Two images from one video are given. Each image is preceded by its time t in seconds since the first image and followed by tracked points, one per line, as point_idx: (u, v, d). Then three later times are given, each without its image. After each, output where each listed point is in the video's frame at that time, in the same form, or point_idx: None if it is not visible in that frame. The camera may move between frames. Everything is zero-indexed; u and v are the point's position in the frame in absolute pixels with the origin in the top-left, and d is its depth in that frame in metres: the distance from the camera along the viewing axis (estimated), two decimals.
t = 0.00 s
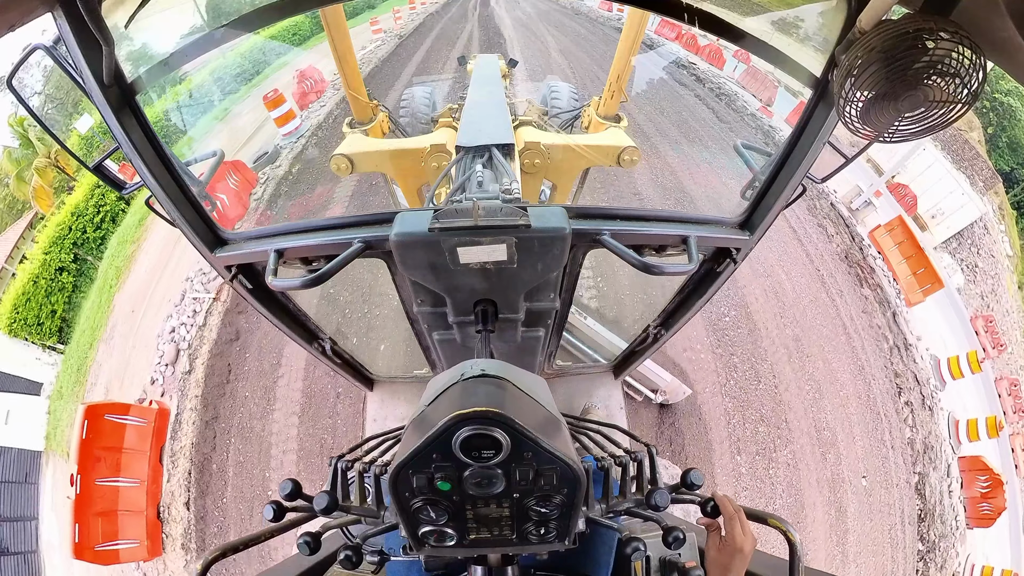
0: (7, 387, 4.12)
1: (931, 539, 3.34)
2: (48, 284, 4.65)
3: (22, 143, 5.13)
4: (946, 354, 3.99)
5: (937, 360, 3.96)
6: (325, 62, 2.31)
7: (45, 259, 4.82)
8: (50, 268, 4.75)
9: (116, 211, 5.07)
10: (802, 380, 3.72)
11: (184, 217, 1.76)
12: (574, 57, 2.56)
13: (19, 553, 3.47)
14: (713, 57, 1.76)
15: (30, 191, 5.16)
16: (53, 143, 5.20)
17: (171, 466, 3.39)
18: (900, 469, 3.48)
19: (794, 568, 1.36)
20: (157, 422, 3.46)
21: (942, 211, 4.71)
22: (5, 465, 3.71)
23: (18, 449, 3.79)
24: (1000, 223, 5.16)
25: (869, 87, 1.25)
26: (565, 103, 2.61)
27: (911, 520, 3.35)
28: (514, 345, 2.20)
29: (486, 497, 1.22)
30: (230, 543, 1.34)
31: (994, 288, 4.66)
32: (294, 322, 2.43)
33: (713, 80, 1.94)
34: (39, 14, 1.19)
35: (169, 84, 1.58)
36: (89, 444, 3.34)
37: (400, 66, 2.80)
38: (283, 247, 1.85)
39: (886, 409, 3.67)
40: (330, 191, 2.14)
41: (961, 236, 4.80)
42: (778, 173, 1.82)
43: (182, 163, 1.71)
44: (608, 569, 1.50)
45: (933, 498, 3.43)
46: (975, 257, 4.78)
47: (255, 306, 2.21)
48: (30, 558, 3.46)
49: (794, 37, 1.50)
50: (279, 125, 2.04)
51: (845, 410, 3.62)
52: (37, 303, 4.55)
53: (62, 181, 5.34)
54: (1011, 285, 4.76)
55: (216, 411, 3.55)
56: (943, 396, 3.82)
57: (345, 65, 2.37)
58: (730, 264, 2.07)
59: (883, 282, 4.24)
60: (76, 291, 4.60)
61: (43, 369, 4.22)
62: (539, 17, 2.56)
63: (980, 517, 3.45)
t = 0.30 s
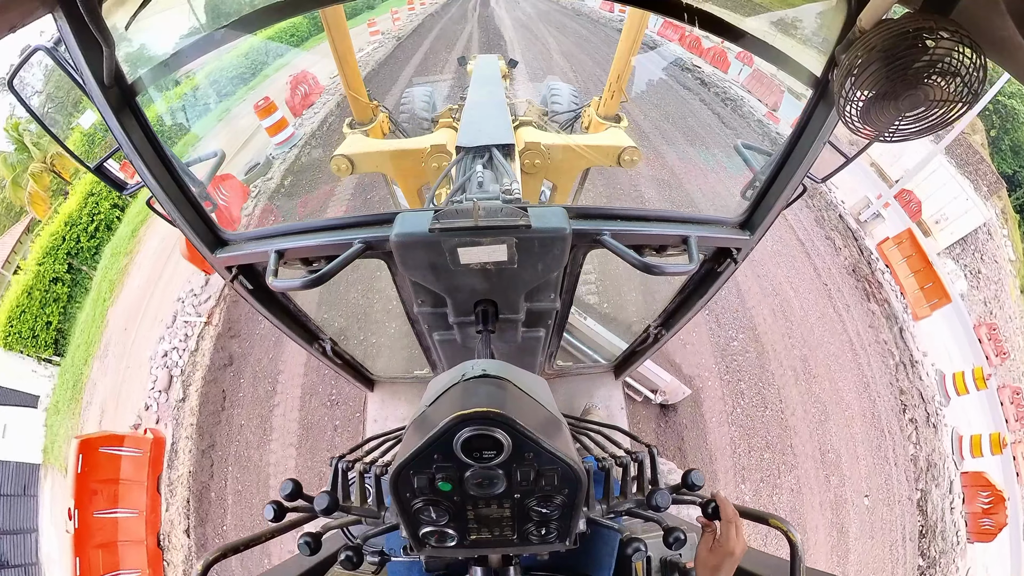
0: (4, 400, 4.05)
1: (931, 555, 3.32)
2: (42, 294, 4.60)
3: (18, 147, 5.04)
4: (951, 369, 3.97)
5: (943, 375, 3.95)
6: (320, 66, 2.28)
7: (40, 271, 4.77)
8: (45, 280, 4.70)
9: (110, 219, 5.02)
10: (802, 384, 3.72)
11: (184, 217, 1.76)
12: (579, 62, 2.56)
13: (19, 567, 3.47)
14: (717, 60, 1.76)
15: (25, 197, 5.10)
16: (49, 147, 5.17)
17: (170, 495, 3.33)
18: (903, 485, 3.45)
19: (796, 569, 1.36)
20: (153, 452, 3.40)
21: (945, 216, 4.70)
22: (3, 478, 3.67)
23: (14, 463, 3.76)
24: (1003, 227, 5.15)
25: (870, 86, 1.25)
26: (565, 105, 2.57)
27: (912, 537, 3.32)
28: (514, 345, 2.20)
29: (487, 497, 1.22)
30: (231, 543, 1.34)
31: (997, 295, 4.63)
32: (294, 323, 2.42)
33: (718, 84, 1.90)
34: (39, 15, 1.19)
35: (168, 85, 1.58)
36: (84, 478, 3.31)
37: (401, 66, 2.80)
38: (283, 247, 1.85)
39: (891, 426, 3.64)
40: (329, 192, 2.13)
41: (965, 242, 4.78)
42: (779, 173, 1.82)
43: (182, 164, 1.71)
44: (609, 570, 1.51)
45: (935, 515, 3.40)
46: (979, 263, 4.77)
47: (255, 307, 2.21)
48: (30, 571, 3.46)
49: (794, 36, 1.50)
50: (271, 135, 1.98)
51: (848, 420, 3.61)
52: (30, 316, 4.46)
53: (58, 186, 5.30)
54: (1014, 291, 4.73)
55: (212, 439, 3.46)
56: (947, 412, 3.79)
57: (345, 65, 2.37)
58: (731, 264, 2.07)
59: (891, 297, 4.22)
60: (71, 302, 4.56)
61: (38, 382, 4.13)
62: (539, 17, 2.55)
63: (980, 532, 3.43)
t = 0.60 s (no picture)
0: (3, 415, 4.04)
1: (932, 570, 3.30)
2: (38, 306, 4.59)
3: (13, 154, 5.10)
4: (956, 385, 3.90)
5: (947, 391, 3.87)
6: (313, 71, 2.23)
7: (33, 282, 4.74)
8: (39, 291, 4.68)
9: (105, 227, 5.01)
10: (802, 385, 3.73)
11: (185, 218, 1.77)
12: (579, 61, 2.53)
13: None
14: (723, 63, 1.75)
15: (21, 203, 5.15)
16: (44, 152, 5.21)
17: (170, 523, 3.30)
18: (905, 501, 3.42)
19: (797, 569, 1.36)
20: (150, 481, 3.34)
21: (949, 222, 4.73)
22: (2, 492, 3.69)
23: (14, 476, 3.76)
24: (1006, 230, 5.15)
25: (870, 85, 1.25)
26: (567, 103, 2.59)
27: (913, 553, 3.30)
28: (515, 345, 2.20)
29: (488, 497, 1.22)
30: (233, 543, 1.34)
31: (1000, 300, 4.61)
32: (295, 323, 2.43)
33: (725, 88, 1.93)
34: (41, 17, 1.19)
35: (168, 87, 1.58)
36: (81, 512, 3.23)
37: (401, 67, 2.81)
38: (284, 248, 1.86)
39: (894, 441, 3.60)
40: (330, 195, 2.09)
41: (969, 247, 4.79)
42: (780, 172, 1.82)
43: (183, 165, 1.71)
44: (609, 570, 1.50)
45: (936, 531, 3.38)
46: (982, 267, 4.76)
47: (258, 308, 2.22)
48: None
49: (794, 36, 1.50)
50: (263, 144, 1.94)
51: (850, 431, 3.58)
52: (25, 329, 4.44)
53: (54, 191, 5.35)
54: (1018, 296, 4.70)
55: (210, 468, 3.42)
56: (950, 426, 3.75)
57: (346, 66, 2.41)
58: (732, 263, 2.07)
59: (897, 311, 4.13)
60: (66, 313, 4.54)
61: (36, 395, 4.10)
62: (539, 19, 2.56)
63: (981, 547, 3.41)
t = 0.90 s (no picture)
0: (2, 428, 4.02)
1: None
2: (32, 318, 4.54)
3: (8, 158, 5.14)
4: (961, 400, 3.84)
5: (952, 408, 3.81)
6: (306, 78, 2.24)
7: (27, 293, 4.71)
8: (34, 301, 4.66)
9: (99, 236, 4.99)
10: (802, 388, 3.73)
11: (185, 219, 1.77)
12: (582, 64, 2.54)
13: None
14: (728, 68, 1.78)
15: (17, 208, 5.16)
16: (40, 157, 5.27)
17: (170, 551, 3.26)
18: (907, 518, 3.39)
19: (799, 569, 1.36)
20: (149, 510, 3.30)
21: (953, 227, 4.73)
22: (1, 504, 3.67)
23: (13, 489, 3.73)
24: (1009, 234, 5.14)
25: (870, 84, 1.24)
26: (566, 105, 2.52)
27: (915, 569, 3.29)
28: (516, 345, 2.20)
29: (489, 498, 1.22)
30: (234, 544, 1.34)
31: (1003, 305, 4.60)
32: (296, 324, 2.43)
33: (731, 92, 1.94)
34: (41, 19, 1.19)
35: (169, 87, 1.58)
36: (83, 544, 3.27)
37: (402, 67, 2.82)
38: (285, 249, 1.86)
39: (897, 459, 3.56)
40: (331, 190, 2.16)
41: (973, 253, 4.79)
42: (780, 172, 1.81)
43: (183, 165, 1.71)
44: (611, 570, 1.51)
45: (937, 547, 3.36)
46: (985, 273, 4.76)
47: (258, 309, 2.22)
48: None
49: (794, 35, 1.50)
50: (255, 156, 2.01)
51: (851, 442, 3.56)
52: (20, 342, 4.39)
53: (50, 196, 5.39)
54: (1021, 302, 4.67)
55: (208, 497, 3.36)
56: (953, 441, 3.70)
57: (346, 66, 2.41)
58: (732, 263, 2.07)
59: (904, 327, 4.07)
60: (61, 325, 4.49)
61: (33, 408, 4.06)
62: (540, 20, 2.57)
63: (981, 561, 3.39)
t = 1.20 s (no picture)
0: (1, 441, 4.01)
1: None
2: (27, 330, 4.53)
3: (3, 163, 5.08)
4: (966, 416, 3.84)
5: (956, 423, 3.80)
6: (301, 81, 2.23)
7: (22, 305, 4.70)
8: (28, 313, 4.63)
9: (93, 245, 4.98)
10: (803, 393, 3.74)
11: (186, 219, 1.77)
12: (584, 66, 2.53)
13: None
14: (733, 72, 1.79)
15: (13, 214, 5.16)
16: (35, 161, 5.27)
17: None
18: (908, 533, 3.40)
19: (799, 569, 1.36)
20: (149, 539, 3.26)
21: (957, 233, 4.69)
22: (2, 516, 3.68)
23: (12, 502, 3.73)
24: (1011, 238, 5.14)
25: (871, 84, 1.24)
26: (567, 103, 2.55)
27: None
28: (516, 345, 2.20)
29: (489, 498, 1.21)
30: (235, 544, 1.34)
31: (1006, 312, 4.60)
32: (296, 324, 2.43)
33: (736, 97, 1.92)
34: (41, 20, 1.19)
35: (169, 87, 1.58)
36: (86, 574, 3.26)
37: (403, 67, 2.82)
38: (285, 249, 1.86)
39: (899, 474, 3.56)
40: (330, 193, 2.14)
41: (976, 259, 4.78)
42: (780, 172, 1.82)
43: (183, 165, 1.71)
44: (612, 570, 1.51)
45: (938, 562, 3.37)
46: (988, 279, 4.75)
47: (258, 309, 2.22)
48: None
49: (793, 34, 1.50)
50: (246, 166, 1.99)
51: (855, 462, 3.54)
52: (15, 356, 4.36)
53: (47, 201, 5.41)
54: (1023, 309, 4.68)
55: (208, 525, 3.31)
56: (956, 457, 3.69)
57: (346, 66, 2.40)
58: (732, 263, 2.07)
59: (911, 344, 4.05)
60: (56, 336, 4.48)
61: (30, 420, 4.05)
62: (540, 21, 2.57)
63: None
